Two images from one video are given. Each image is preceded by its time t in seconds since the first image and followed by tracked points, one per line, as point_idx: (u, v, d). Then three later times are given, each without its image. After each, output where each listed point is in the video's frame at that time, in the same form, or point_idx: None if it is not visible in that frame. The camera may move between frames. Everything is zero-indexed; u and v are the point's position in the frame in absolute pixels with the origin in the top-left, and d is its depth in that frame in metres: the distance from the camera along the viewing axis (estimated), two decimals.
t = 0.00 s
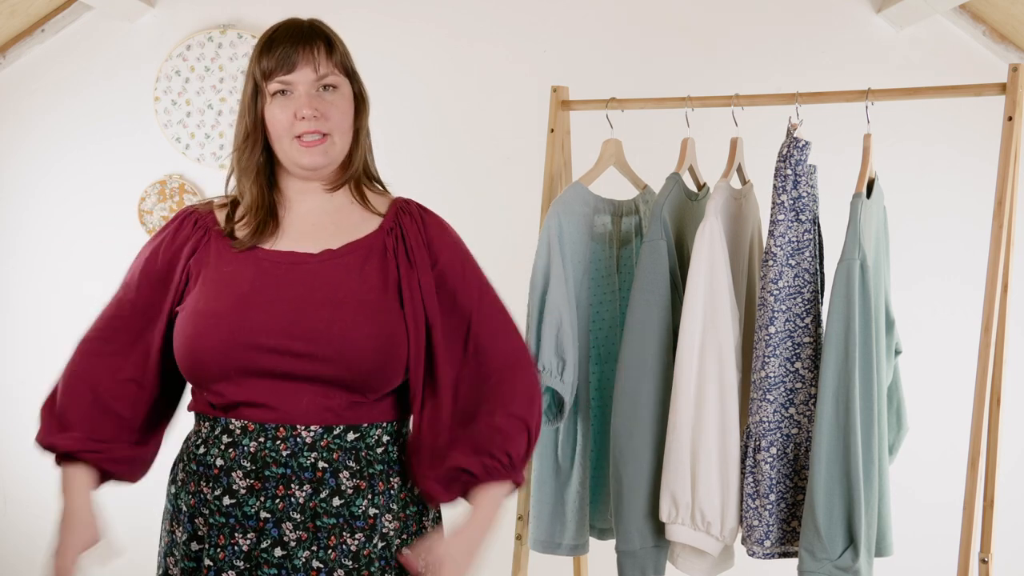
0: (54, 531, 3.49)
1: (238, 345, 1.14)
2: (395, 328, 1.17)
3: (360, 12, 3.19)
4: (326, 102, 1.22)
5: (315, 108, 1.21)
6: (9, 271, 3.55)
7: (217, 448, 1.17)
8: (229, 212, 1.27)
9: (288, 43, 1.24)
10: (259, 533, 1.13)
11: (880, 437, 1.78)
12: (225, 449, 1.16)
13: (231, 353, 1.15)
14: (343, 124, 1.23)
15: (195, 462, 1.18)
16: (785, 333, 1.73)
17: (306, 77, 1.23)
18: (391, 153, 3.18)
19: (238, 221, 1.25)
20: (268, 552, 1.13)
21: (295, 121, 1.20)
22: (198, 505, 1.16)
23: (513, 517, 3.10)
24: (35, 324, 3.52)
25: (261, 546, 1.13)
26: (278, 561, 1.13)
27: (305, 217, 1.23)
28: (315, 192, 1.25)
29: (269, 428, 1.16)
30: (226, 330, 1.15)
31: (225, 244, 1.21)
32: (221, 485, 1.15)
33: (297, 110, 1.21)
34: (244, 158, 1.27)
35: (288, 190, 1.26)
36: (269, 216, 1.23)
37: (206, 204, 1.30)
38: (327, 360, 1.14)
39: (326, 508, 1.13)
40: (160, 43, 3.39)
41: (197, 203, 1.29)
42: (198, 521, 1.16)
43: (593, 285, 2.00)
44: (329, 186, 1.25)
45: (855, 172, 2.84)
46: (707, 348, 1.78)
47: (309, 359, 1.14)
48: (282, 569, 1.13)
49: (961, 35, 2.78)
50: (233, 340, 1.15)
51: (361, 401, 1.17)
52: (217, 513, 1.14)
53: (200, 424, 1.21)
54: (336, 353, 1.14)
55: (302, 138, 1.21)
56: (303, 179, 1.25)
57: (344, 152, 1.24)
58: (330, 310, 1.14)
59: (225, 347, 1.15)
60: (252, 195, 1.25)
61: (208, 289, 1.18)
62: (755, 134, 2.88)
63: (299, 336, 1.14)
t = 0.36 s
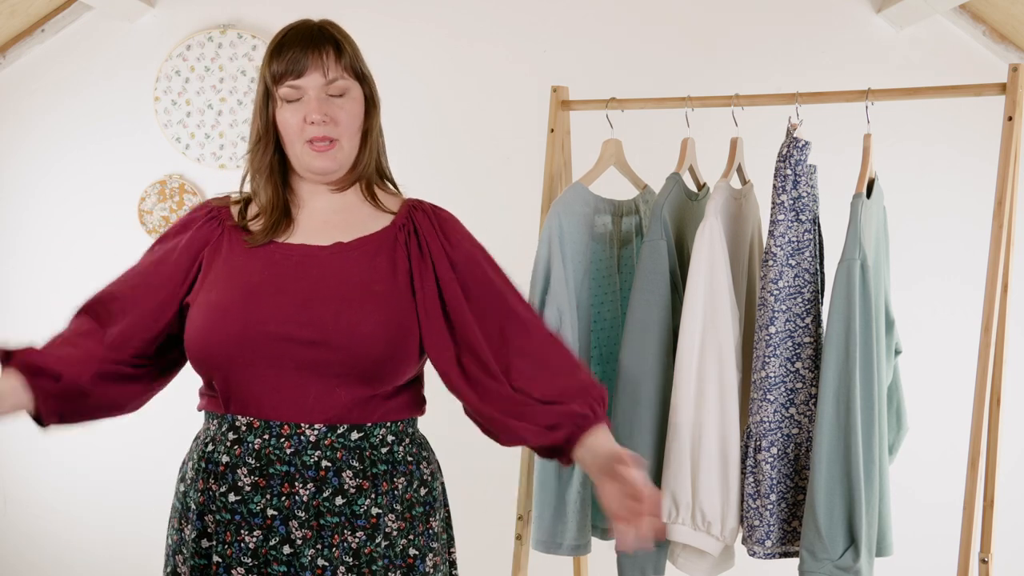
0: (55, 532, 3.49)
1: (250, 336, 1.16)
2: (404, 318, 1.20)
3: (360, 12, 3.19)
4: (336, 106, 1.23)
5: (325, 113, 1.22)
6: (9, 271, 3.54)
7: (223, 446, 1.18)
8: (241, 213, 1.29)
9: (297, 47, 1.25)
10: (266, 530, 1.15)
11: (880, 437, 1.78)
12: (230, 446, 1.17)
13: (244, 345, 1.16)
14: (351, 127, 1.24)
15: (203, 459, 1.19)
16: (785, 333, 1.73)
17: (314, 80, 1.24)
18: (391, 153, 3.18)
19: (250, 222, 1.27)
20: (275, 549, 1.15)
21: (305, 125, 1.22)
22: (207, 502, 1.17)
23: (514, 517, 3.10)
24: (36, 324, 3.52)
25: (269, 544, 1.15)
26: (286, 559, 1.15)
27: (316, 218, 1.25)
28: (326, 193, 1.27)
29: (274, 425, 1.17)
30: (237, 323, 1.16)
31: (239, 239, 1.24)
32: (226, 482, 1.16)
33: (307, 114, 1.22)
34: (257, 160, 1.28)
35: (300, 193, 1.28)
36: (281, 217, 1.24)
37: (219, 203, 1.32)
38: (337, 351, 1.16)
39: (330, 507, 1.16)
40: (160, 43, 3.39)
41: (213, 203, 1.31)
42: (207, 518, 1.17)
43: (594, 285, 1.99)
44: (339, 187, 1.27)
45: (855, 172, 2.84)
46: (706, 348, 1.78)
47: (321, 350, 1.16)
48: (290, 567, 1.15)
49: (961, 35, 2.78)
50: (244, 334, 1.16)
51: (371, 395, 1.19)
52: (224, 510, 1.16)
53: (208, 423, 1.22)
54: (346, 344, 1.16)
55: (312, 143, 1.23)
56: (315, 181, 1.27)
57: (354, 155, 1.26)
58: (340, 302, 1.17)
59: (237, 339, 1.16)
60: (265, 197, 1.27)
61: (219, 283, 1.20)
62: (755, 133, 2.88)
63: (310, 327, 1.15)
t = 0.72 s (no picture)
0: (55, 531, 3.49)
1: (258, 348, 1.16)
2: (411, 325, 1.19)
3: (360, 12, 3.19)
4: (340, 110, 1.23)
5: (330, 116, 1.22)
6: (9, 271, 3.54)
7: (237, 454, 1.18)
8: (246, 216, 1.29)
9: (303, 50, 1.25)
10: (278, 538, 1.15)
11: (880, 437, 1.78)
12: (244, 455, 1.18)
13: (252, 355, 1.16)
14: (356, 131, 1.24)
15: (216, 468, 1.19)
16: (785, 333, 1.73)
17: (319, 83, 1.23)
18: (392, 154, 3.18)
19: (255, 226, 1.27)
20: (286, 557, 1.15)
21: (309, 128, 1.21)
22: (220, 510, 1.18)
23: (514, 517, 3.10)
24: (36, 325, 3.52)
25: (281, 551, 1.15)
26: (296, 566, 1.15)
27: (321, 222, 1.25)
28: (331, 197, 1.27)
29: (287, 432, 1.17)
30: (246, 333, 1.16)
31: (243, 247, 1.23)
32: (241, 491, 1.17)
33: (311, 117, 1.21)
34: (263, 163, 1.28)
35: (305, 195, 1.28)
36: (286, 221, 1.24)
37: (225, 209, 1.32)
38: (344, 360, 1.16)
39: (343, 514, 1.15)
40: (160, 43, 3.39)
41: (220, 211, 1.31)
42: (220, 526, 1.18)
43: (594, 285, 1.99)
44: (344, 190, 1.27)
45: (855, 172, 2.85)
46: (707, 349, 1.78)
47: (328, 360, 1.16)
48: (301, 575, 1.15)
49: (961, 35, 2.78)
50: (251, 344, 1.16)
51: (380, 401, 1.19)
52: (237, 519, 1.16)
53: (218, 431, 1.23)
54: (353, 353, 1.16)
55: (317, 146, 1.22)
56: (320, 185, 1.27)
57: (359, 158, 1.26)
58: (347, 310, 1.16)
59: (247, 351, 1.16)
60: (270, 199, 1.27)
61: (227, 292, 1.20)
62: (756, 134, 2.88)
63: (317, 336, 1.15)
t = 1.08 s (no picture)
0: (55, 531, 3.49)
1: (259, 352, 1.15)
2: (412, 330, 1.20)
3: (360, 12, 3.20)
4: (351, 118, 1.23)
5: (339, 123, 1.21)
6: (9, 270, 3.54)
7: (242, 458, 1.17)
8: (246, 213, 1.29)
9: (326, 53, 1.24)
10: (293, 539, 1.15)
11: (880, 436, 1.78)
12: (250, 459, 1.17)
13: (252, 358, 1.15)
14: (362, 140, 1.24)
15: (220, 473, 1.18)
16: (785, 333, 1.73)
17: (335, 88, 1.22)
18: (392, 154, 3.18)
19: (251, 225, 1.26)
20: (304, 558, 1.15)
21: (317, 131, 1.21)
22: (228, 516, 1.17)
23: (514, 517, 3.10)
24: (36, 325, 3.52)
25: (297, 553, 1.15)
26: (315, 566, 1.15)
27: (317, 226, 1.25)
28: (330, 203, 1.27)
29: (294, 434, 1.17)
30: (247, 335, 1.15)
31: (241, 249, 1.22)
32: (250, 495, 1.16)
33: (321, 120, 1.21)
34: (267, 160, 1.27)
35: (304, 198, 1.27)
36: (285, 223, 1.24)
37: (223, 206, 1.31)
38: (346, 363, 1.16)
39: (356, 511, 1.16)
40: (160, 43, 3.39)
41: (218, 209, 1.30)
42: (229, 532, 1.17)
43: (593, 285, 1.99)
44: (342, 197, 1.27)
45: (855, 173, 2.85)
46: (707, 348, 1.78)
47: (332, 363, 1.16)
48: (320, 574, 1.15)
49: (961, 35, 2.78)
50: (253, 348, 1.15)
51: (382, 401, 1.20)
52: (249, 523, 1.15)
53: (223, 436, 1.22)
54: (355, 355, 1.16)
55: (321, 149, 1.22)
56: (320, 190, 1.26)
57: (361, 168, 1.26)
58: (350, 312, 1.17)
59: (247, 353, 1.15)
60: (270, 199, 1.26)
61: (226, 296, 1.18)
62: (756, 134, 2.88)
63: (320, 339, 1.15)
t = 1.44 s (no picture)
0: (54, 531, 3.49)
1: (254, 348, 1.17)
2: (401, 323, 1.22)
3: (360, 13, 3.20)
4: (363, 127, 1.23)
5: (352, 133, 1.21)
6: (9, 270, 3.54)
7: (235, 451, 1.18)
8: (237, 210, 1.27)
9: (339, 59, 1.22)
10: (287, 529, 1.17)
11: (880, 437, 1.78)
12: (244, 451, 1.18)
13: (249, 356, 1.17)
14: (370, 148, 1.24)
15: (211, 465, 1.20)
16: (785, 333, 1.73)
17: (350, 97, 1.21)
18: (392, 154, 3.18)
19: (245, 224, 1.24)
20: (297, 547, 1.17)
21: (329, 139, 1.21)
22: (219, 507, 1.19)
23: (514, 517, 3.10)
24: (36, 325, 3.52)
25: (290, 542, 1.17)
26: (308, 556, 1.18)
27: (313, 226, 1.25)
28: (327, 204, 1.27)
29: (289, 426, 1.18)
30: (243, 334, 1.16)
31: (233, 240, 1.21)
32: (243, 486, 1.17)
33: (333, 129, 1.21)
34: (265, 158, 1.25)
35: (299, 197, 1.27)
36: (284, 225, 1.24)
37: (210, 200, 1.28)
38: (339, 358, 1.18)
39: (348, 503, 1.18)
40: (160, 43, 3.39)
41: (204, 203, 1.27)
42: (219, 523, 1.19)
43: (593, 285, 1.99)
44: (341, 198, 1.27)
45: (855, 172, 2.85)
46: (706, 348, 1.78)
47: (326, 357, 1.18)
48: (311, 563, 1.18)
49: (961, 35, 2.78)
50: (250, 346, 1.17)
51: (372, 393, 1.21)
52: (241, 514, 1.17)
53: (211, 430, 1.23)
54: (350, 352, 1.18)
55: (330, 157, 1.22)
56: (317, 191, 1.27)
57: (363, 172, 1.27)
58: (341, 308, 1.19)
59: (244, 352, 1.17)
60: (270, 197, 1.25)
61: (217, 294, 1.19)
62: (755, 133, 2.88)
63: (315, 337, 1.17)
